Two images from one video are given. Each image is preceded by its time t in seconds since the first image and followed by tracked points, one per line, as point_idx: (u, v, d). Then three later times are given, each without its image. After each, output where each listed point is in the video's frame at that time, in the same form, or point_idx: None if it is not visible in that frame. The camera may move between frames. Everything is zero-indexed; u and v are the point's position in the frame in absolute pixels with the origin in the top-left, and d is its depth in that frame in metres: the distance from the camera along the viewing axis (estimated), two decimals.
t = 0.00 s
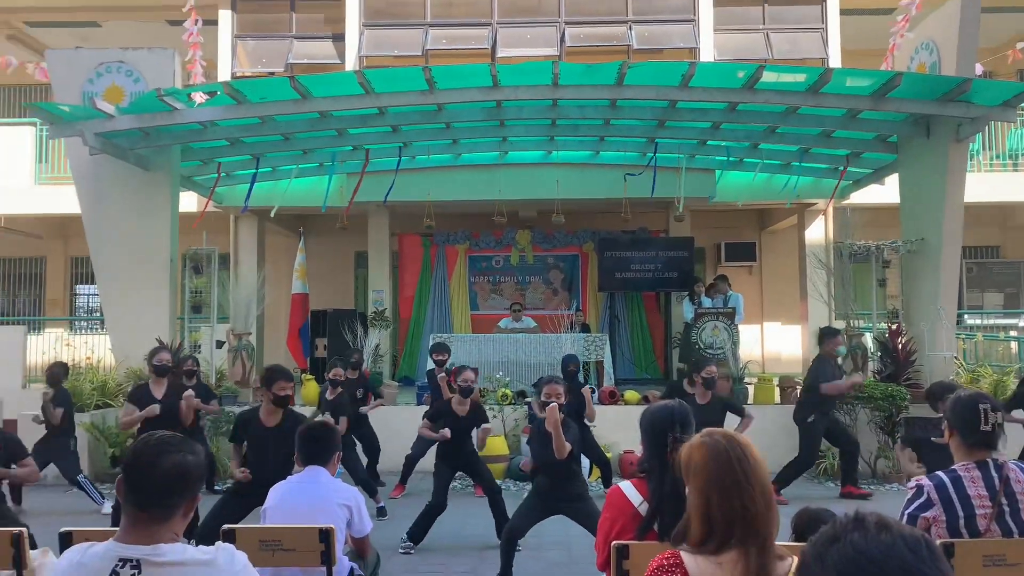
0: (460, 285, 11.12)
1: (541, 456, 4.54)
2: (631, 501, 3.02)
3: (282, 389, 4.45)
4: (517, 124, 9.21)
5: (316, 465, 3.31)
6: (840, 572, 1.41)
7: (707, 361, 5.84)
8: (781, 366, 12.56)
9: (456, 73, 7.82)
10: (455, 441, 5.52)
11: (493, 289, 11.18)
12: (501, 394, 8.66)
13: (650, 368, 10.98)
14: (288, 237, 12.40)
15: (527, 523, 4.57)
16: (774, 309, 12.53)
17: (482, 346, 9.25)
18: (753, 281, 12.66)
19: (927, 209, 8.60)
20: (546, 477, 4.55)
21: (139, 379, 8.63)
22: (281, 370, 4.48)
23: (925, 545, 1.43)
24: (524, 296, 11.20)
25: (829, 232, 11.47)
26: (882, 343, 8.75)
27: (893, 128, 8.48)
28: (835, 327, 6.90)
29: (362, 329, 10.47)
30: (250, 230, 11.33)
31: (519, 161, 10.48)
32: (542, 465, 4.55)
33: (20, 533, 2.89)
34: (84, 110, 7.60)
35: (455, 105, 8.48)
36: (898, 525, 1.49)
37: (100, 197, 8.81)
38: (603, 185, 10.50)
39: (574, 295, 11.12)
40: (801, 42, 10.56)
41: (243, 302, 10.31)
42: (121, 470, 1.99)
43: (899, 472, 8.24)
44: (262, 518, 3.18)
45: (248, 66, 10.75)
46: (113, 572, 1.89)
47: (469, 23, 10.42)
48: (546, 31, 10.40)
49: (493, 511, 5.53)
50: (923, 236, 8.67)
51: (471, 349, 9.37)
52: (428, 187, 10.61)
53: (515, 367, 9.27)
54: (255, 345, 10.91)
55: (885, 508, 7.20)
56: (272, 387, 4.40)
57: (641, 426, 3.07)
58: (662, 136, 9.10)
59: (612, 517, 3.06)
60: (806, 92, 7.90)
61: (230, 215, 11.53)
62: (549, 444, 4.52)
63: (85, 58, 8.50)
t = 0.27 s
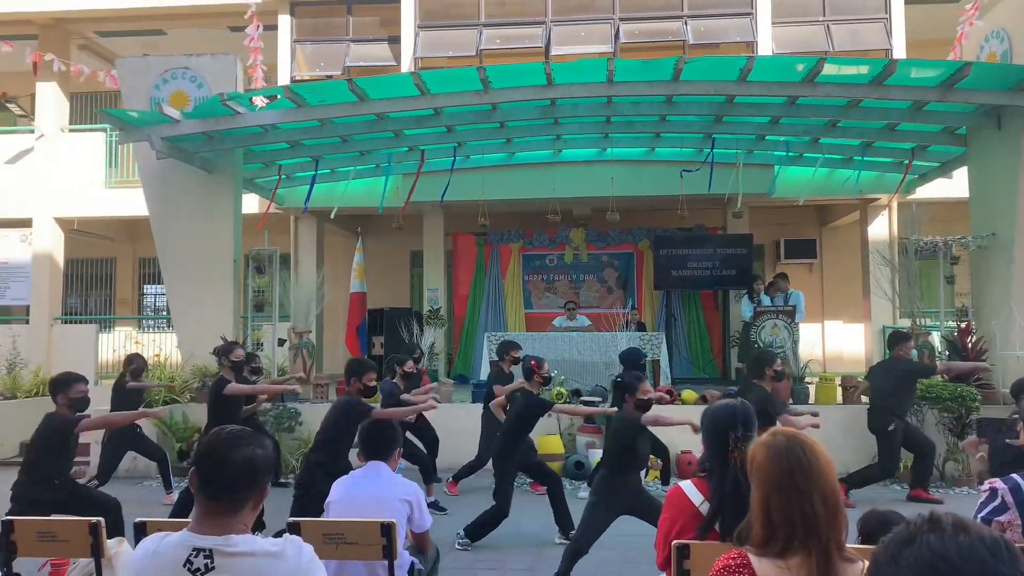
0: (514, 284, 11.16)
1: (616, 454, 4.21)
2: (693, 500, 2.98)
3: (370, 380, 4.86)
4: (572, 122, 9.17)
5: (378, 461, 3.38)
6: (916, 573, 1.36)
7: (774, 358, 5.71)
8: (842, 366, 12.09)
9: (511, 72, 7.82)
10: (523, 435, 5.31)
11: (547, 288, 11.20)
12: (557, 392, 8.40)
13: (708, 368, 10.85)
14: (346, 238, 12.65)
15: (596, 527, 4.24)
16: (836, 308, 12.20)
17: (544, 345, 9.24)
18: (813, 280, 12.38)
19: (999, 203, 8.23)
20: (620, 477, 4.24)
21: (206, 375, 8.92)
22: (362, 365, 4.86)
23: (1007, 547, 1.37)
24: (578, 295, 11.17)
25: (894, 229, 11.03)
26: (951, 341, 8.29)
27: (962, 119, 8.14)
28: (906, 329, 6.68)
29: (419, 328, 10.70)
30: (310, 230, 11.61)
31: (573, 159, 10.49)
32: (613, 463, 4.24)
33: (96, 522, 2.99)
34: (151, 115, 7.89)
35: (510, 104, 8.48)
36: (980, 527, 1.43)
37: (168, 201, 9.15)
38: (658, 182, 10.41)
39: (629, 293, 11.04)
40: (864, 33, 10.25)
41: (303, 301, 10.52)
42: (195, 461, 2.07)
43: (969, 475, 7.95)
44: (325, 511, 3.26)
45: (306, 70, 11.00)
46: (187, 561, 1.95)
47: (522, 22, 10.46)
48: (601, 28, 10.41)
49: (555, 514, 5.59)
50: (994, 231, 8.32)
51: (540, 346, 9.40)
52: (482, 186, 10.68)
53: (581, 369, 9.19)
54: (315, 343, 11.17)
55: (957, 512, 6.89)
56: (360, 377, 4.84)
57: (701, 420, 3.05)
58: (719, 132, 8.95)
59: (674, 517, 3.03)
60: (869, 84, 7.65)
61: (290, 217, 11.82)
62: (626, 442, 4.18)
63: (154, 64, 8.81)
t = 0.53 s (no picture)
0: (552, 285, 11.15)
1: (666, 457, 4.20)
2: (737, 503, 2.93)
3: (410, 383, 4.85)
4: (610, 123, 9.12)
5: (420, 461, 3.41)
6: None
7: (818, 365, 5.55)
8: (888, 369, 11.92)
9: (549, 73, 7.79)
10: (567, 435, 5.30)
11: (585, 289, 11.16)
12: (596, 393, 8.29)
13: (748, 370, 10.72)
14: (385, 239, 12.79)
15: (644, 531, 4.22)
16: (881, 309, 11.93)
17: (588, 347, 9.21)
18: (857, 280, 12.12)
19: None
20: (668, 481, 4.22)
21: (249, 375, 9.09)
22: (403, 367, 4.84)
23: None
24: (616, 296, 11.11)
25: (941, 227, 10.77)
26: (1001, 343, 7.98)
27: (1014, 116, 7.88)
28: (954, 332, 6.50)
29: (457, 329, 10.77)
30: (350, 232, 11.76)
31: (612, 159, 10.44)
32: (661, 466, 4.23)
33: (146, 518, 3.07)
34: (197, 120, 8.07)
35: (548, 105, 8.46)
36: None
37: (213, 204, 9.35)
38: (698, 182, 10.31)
39: (668, 294, 10.96)
40: (910, 29, 10.02)
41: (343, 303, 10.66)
42: (243, 460, 2.11)
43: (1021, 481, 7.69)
44: (368, 511, 3.30)
45: (346, 74, 11.15)
46: (236, 557, 1.99)
47: (560, 23, 10.47)
48: (639, 28, 10.36)
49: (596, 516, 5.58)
50: None
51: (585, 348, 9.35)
52: (520, 187, 10.70)
53: (625, 372, 9.12)
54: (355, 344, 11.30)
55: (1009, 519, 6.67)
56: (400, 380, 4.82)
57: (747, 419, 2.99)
58: (761, 131, 8.81)
59: (717, 519, 2.98)
60: (916, 81, 7.45)
61: (330, 219, 11.99)
62: (676, 446, 4.16)
63: (199, 70, 9.03)
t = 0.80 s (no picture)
0: (577, 288, 11.12)
1: (693, 460, 4.17)
2: (768, 506, 2.88)
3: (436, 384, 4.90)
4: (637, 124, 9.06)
5: (449, 463, 3.41)
6: None
7: (850, 366, 5.42)
8: (920, 372, 11.67)
9: (573, 76, 7.74)
10: (595, 438, 5.31)
11: (611, 291, 11.12)
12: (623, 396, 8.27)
13: (777, 374, 10.66)
14: (411, 242, 12.86)
15: (671, 534, 4.18)
16: (912, 311, 11.72)
17: (616, 349, 9.16)
18: (888, 282, 11.92)
19: None
20: (695, 484, 4.19)
21: (278, 377, 9.19)
22: (430, 368, 4.87)
23: None
24: (642, 298, 11.06)
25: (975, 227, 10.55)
26: None
27: None
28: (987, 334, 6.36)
29: (483, 332, 10.80)
30: (376, 235, 11.84)
31: (638, 160, 10.40)
32: (688, 468, 4.20)
33: (180, 519, 3.11)
34: (226, 125, 8.20)
35: (572, 107, 8.44)
36: None
37: (243, 209, 9.48)
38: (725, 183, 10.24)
39: (696, 296, 10.89)
40: (942, 26, 9.86)
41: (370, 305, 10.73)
42: (275, 461, 2.13)
43: None
44: (397, 512, 3.32)
45: (373, 78, 11.24)
46: (269, 557, 2.01)
47: (586, 25, 10.46)
48: (665, 29, 10.31)
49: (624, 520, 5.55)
50: None
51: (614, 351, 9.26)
52: (546, 189, 10.70)
53: (652, 375, 9.04)
54: (382, 347, 11.37)
55: None
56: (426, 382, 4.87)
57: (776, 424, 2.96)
58: (789, 131, 8.71)
59: (748, 524, 2.93)
60: (948, 80, 7.30)
61: (357, 222, 12.09)
62: (703, 449, 4.13)
63: (228, 75, 9.16)
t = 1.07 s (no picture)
0: (598, 289, 11.09)
1: (720, 462, 4.13)
2: (794, 509, 2.84)
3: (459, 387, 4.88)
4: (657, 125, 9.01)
5: (472, 465, 3.41)
6: None
7: (882, 366, 5.35)
8: (946, 373, 11.48)
9: (592, 76, 7.71)
10: (619, 440, 5.30)
11: (631, 293, 11.08)
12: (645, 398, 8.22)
13: (800, 375, 10.56)
14: (431, 244, 12.90)
15: (694, 537, 4.15)
16: (937, 311, 11.55)
17: (637, 350, 9.10)
18: (913, 281, 11.75)
19: None
20: (724, 488, 4.15)
21: (300, 380, 9.25)
22: (453, 372, 4.81)
23: None
24: (663, 300, 11.00)
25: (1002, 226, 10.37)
26: None
27: None
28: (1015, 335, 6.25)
29: (503, 334, 10.81)
30: (396, 238, 11.89)
31: (658, 161, 10.35)
32: (716, 471, 4.15)
33: (206, 520, 3.13)
34: (248, 130, 8.29)
35: (591, 108, 8.41)
36: None
37: (264, 212, 9.54)
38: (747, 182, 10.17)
39: (717, 297, 10.82)
40: (967, 22, 9.72)
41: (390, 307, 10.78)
42: (301, 463, 2.14)
43: None
44: (420, 514, 3.32)
45: (393, 82, 11.31)
46: (295, 559, 2.02)
47: (605, 26, 10.44)
48: (684, 29, 10.26)
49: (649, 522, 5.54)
50: None
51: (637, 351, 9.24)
52: (566, 191, 10.69)
53: (673, 377, 8.97)
54: (403, 349, 11.41)
55: None
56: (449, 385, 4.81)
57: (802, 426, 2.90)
58: (811, 130, 8.61)
59: (774, 527, 2.89)
60: (974, 76, 7.17)
61: (378, 225, 12.15)
62: (732, 452, 4.08)
63: (249, 81, 9.25)
